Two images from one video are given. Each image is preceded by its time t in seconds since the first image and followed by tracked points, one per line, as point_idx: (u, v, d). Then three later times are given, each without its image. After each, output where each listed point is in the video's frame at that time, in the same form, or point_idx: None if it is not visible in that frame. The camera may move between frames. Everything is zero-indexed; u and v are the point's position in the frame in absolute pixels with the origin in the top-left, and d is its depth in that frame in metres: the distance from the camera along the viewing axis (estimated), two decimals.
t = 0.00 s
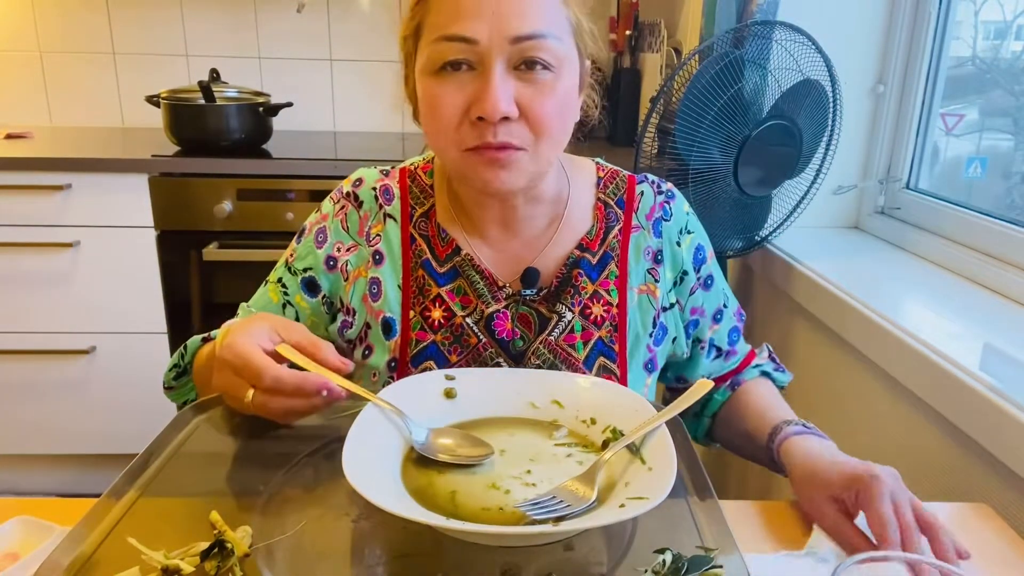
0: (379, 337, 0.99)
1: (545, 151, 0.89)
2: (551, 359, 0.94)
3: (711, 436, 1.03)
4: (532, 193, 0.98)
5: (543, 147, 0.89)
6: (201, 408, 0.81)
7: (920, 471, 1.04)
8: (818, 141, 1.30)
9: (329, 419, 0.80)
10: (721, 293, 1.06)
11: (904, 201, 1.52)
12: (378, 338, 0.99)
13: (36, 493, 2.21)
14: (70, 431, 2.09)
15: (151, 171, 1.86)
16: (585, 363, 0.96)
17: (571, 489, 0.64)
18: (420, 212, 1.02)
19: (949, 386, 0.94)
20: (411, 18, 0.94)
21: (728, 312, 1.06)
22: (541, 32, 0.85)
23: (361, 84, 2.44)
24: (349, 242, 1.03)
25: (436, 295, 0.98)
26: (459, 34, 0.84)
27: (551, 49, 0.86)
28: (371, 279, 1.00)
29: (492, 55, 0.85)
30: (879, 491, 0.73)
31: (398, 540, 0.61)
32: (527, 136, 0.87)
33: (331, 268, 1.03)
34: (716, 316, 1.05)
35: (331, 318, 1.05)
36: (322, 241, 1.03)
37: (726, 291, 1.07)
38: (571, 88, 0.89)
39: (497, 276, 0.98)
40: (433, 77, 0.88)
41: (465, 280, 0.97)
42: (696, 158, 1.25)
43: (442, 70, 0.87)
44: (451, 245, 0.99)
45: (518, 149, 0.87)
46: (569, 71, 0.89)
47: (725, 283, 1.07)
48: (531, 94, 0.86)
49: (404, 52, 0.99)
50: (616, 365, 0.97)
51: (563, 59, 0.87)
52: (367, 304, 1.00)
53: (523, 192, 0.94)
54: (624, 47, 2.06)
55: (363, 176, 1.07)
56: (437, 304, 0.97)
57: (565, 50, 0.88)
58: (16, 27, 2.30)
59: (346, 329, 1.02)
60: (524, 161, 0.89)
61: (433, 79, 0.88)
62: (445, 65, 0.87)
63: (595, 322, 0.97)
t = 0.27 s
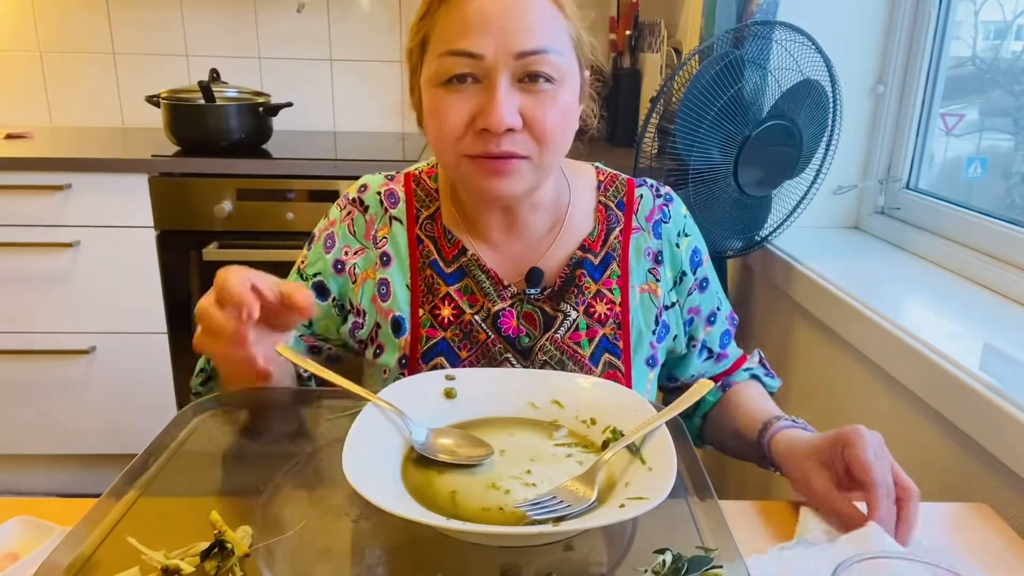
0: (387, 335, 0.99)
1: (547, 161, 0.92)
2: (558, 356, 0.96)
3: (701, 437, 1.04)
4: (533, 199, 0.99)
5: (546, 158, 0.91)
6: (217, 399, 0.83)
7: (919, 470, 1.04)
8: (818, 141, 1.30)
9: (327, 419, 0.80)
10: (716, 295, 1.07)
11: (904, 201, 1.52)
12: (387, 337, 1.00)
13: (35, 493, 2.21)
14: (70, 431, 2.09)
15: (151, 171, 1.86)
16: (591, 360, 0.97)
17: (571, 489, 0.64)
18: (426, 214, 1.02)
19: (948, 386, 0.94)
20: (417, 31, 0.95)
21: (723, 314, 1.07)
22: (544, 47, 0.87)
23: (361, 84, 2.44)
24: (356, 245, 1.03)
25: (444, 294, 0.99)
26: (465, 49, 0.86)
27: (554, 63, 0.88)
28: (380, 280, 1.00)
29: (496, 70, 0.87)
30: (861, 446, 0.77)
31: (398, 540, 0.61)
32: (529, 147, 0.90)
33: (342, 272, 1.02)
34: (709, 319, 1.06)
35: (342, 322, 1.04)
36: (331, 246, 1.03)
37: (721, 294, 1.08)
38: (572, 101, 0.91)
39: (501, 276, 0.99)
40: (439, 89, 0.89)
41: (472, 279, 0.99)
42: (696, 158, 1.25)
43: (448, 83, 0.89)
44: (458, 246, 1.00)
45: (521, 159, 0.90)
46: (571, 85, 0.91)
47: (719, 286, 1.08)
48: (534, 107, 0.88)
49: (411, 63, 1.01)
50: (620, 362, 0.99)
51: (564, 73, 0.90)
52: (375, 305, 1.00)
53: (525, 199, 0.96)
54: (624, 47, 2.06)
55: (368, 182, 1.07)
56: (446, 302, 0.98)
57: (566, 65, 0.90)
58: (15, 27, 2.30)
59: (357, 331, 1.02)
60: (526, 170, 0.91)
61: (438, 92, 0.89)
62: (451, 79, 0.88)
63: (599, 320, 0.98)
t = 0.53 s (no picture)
0: (390, 338, 0.99)
1: (548, 174, 0.92)
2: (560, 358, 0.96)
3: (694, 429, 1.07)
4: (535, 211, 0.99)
5: (547, 171, 0.91)
6: (217, 396, 0.83)
7: (919, 470, 1.04)
8: (818, 142, 1.30)
9: (326, 420, 0.80)
10: (707, 297, 1.08)
11: (904, 201, 1.52)
12: (390, 338, 1.00)
13: (35, 493, 2.21)
14: (70, 431, 2.09)
15: (151, 171, 1.86)
16: (590, 361, 0.98)
17: (571, 490, 0.64)
18: (428, 221, 1.03)
19: (948, 386, 0.94)
20: (416, 54, 0.96)
21: (714, 315, 1.09)
22: (542, 63, 0.88)
23: (361, 84, 2.44)
24: (365, 254, 1.03)
25: (448, 298, 0.99)
26: (465, 67, 0.87)
27: (552, 79, 0.89)
28: (383, 286, 1.00)
29: (496, 87, 0.87)
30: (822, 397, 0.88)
31: (398, 541, 0.61)
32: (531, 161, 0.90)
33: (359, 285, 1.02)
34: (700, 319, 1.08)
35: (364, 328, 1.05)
36: (345, 258, 1.02)
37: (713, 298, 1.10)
38: (570, 116, 0.92)
39: (504, 280, 1.00)
40: (439, 106, 0.90)
41: (475, 285, 1.00)
42: (696, 158, 1.25)
43: (448, 101, 0.89)
44: (461, 252, 1.00)
45: (523, 173, 0.90)
46: (569, 100, 0.92)
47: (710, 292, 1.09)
48: (535, 121, 0.88)
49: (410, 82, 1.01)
50: (619, 362, 0.99)
51: (562, 89, 0.91)
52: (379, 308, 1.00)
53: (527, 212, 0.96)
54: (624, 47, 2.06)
55: (370, 194, 1.07)
56: (450, 306, 0.99)
57: (564, 80, 0.91)
58: (15, 27, 2.30)
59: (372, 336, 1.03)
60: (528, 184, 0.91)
61: (439, 109, 0.90)
62: (452, 97, 0.89)
63: (598, 322, 0.99)
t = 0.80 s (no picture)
0: (408, 343, 0.99)
1: (548, 159, 0.91)
2: (581, 359, 0.96)
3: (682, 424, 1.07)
4: (539, 204, 0.99)
5: (547, 156, 0.91)
6: (217, 395, 0.83)
7: (919, 470, 1.05)
8: (818, 141, 1.30)
9: (325, 420, 0.80)
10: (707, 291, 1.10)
11: (904, 201, 1.52)
12: (406, 346, 1.00)
13: (35, 493, 2.21)
14: (70, 431, 2.10)
15: (151, 171, 1.86)
16: (612, 360, 0.98)
17: (571, 490, 0.64)
18: (438, 226, 1.02)
19: (948, 386, 0.94)
20: (418, 45, 0.97)
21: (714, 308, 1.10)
22: (541, 45, 0.88)
23: (361, 84, 2.44)
24: (389, 256, 1.01)
25: (466, 304, 0.99)
26: (464, 50, 0.87)
27: (551, 61, 0.89)
28: (398, 289, 1.00)
29: (495, 69, 0.87)
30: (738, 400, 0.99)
31: (398, 541, 0.61)
32: (532, 146, 0.90)
33: (392, 288, 1.01)
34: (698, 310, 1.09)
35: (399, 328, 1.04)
36: (376, 261, 1.00)
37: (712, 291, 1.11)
38: (570, 100, 0.92)
39: (518, 285, 1.00)
40: (440, 93, 0.90)
41: (491, 288, 0.98)
42: (696, 159, 1.25)
43: (449, 87, 0.89)
44: (474, 257, 1.00)
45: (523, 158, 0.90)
46: (570, 85, 0.92)
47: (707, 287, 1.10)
48: (534, 105, 0.88)
49: (412, 76, 1.01)
50: (638, 360, 1.00)
51: (561, 71, 0.90)
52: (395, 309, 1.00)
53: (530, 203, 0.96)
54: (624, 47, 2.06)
55: (373, 199, 1.06)
56: (469, 311, 0.98)
57: (564, 63, 0.91)
58: (15, 27, 2.30)
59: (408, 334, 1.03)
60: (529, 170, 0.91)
61: (439, 95, 0.90)
62: (452, 83, 0.89)
63: (616, 320, 0.99)
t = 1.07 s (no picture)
0: (410, 346, 1.00)
1: (555, 167, 0.91)
2: (584, 365, 0.97)
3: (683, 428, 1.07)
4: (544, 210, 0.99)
5: (554, 164, 0.91)
6: (217, 395, 0.83)
7: (919, 470, 1.04)
8: (818, 141, 1.30)
9: (326, 420, 0.80)
10: (711, 296, 1.10)
11: (904, 201, 1.52)
12: (409, 348, 1.00)
13: (35, 493, 2.21)
14: (70, 431, 2.10)
15: (151, 171, 1.86)
16: (614, 366, 0.99)
17: (571, 490, 0.64)
18: (440, 228, 1.02)
19: (948, 386, 0.94)
20: (427, 45, 0.96)
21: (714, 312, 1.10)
22: (553, 53, 0.88)
23: (361, 84, 2.44)
24: (389, 258, 1.01)
25: (469, 306, 0.99)
26: (475, 55, 0.87)
27: (562, 69, 0.89)
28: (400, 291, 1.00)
29: (506, 75, 0.87)
30: (741, 414, 0.92)
31: (397, 542, 0.61)
32: (540, 154, 0.90)
33: (393, 291, 1.01)
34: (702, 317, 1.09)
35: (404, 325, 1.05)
36: (376, 265, 1.01)
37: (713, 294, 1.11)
38: (579, 109, 0.92)
39: (521, 289, 1.00)
40: (449, 96, 0.90)
41: (493, 292, 0.99)
42: (696, 159, 1.25)
43: (458, 91, 0.89)
44: (477, 260, 1.00)
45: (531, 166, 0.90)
46: (579, 93, 0.92)
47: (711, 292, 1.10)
48: (544, 112, 0.88)
49: (420, 75, 1.01)
50: (640, 365, 1.00)
51: (572, 80, 0.90)
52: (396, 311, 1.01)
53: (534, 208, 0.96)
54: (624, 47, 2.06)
55: (374, 199, 1.06)
56: (472, 315, 0.98)
57: (575, 71, 0.91)
58: (15, 28, 2.30)
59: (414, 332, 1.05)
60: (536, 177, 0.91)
61: (448, 99, 0.90)
62: (462, 86, 0.89)
63: (620, 327, 0.99)
